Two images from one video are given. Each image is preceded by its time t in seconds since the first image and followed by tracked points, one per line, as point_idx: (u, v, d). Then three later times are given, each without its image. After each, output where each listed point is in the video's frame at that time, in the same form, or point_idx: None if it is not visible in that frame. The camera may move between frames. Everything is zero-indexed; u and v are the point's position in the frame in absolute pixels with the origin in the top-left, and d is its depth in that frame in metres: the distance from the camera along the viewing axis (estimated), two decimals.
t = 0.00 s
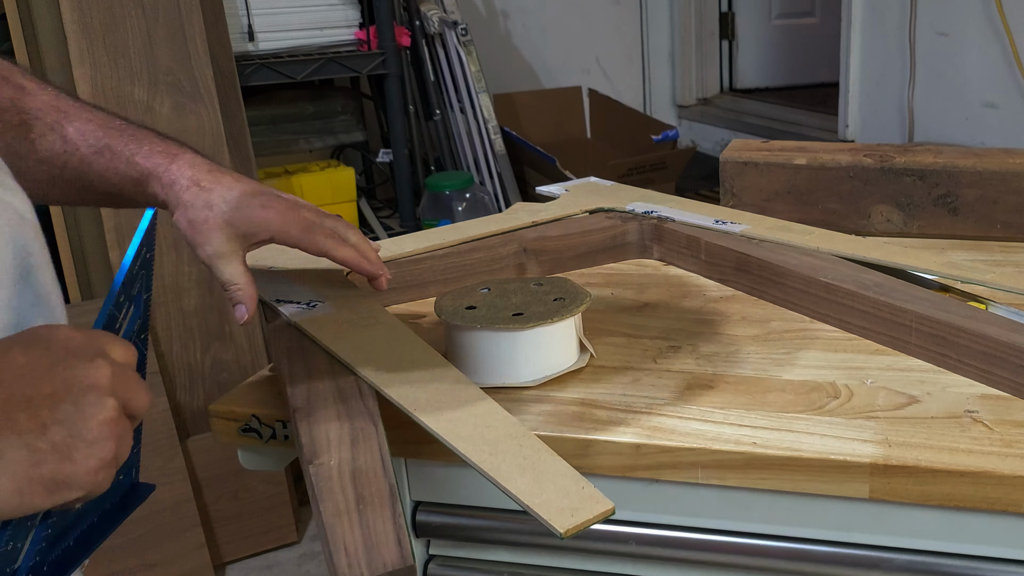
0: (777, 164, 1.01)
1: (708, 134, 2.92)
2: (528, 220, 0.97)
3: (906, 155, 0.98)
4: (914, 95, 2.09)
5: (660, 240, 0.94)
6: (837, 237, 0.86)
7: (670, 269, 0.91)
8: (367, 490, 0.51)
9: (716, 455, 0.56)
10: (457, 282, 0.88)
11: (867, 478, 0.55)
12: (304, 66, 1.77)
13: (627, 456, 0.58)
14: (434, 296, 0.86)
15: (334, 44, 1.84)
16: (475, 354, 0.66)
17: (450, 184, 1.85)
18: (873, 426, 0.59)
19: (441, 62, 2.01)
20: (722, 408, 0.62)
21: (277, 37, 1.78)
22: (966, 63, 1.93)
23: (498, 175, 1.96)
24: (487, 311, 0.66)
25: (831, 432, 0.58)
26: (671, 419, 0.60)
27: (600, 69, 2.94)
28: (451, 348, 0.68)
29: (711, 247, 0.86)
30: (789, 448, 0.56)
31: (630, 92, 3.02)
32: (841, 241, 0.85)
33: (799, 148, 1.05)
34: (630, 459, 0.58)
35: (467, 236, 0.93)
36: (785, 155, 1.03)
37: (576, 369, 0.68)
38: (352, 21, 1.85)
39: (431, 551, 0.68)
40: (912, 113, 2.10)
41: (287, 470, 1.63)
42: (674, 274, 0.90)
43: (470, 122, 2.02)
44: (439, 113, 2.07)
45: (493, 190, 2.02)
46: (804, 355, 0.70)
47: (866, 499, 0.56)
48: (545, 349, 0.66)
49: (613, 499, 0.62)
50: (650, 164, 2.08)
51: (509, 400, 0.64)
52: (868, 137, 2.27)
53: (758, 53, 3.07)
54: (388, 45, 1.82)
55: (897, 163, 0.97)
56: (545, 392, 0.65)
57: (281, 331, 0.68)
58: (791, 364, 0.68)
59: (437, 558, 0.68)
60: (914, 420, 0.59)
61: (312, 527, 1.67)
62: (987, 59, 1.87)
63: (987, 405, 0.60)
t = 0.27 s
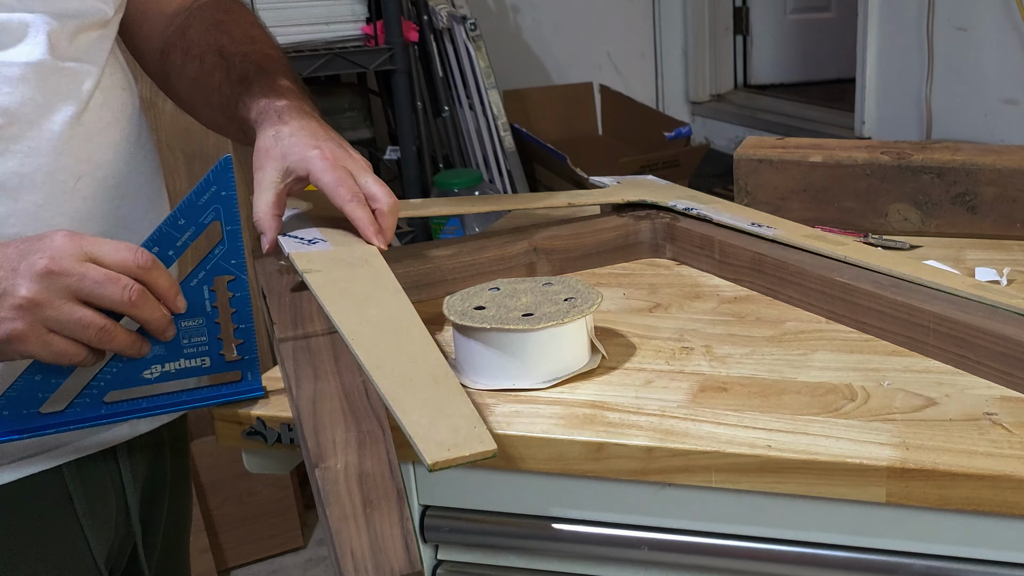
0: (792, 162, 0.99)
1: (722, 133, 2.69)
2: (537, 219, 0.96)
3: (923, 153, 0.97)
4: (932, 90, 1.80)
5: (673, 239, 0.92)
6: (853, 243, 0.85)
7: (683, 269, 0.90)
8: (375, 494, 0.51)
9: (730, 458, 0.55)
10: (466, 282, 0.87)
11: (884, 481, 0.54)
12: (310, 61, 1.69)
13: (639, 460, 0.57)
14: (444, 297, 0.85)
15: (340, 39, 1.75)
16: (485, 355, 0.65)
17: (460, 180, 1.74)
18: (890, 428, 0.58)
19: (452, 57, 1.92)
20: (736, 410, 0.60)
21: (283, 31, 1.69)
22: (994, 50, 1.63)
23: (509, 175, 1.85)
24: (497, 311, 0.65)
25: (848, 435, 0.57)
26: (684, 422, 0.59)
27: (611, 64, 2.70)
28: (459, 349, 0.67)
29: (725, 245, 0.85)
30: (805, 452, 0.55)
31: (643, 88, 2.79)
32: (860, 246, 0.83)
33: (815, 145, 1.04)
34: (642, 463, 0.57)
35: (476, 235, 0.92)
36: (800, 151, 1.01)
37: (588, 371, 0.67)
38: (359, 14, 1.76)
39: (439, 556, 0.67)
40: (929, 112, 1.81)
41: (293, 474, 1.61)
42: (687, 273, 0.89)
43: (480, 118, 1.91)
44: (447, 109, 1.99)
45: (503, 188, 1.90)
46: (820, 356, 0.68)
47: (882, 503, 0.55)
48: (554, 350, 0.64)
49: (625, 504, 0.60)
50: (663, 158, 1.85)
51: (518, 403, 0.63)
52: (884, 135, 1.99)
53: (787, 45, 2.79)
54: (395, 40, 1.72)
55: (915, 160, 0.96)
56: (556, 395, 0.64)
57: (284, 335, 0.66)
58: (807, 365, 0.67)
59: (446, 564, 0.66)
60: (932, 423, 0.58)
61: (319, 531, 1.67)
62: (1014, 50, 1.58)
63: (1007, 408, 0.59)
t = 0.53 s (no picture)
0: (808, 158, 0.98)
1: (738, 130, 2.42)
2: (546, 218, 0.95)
3: (940, 151, 0.96)
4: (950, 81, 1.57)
5: (685, 238, 0.91)
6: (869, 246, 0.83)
7: (696, 269, 0.89)
8: (382, 498, 0.50)
9: (745, 462, 0.54)
10: (476, 281, 0.86)
11: (900, 485, 0.53)
12: (316, 56, 1.57)
13: (652, 464, 0.56)
14: (452, 297, 0.84)
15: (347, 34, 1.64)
16: (495, 356, 0.64)
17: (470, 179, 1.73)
18: (907, 431, 0.56)
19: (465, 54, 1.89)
20: (750, 413, 0.59)
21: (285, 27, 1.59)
22: (1018, 43, 1.42)
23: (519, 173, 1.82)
24: (507, 311, 0.65)
25: (864, 438, 0.56)
26: (697, 424, 0.58)
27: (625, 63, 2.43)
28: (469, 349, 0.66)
29: (738, 245, 0.84)
30: (821, 454, 0.54)
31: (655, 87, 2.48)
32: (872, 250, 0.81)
33: (831, 143, 1.02)
34: (655, 467, 0.56)
35: (485, 235, 0.91)
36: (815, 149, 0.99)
37: (599, 372, 0.66)
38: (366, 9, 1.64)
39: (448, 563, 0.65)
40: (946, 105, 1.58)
41: (298, 479, 1.60)
42: (699, 273, 0.88)
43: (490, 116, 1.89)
44: (457, 106, 1.98)
45: (512, 187, 1.88)
46: (836, 358, 0.67)
47: (899, 507, 0.54)
48: (566, 352, 0.64)
49: (637, 507, 0.59)
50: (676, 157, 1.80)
51: (528, 405, 0.62)
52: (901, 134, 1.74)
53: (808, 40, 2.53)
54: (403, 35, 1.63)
55: (932, 159, 0.94)
56: (567, 397, 0.63)
57: (294, 335, 0.66)
58: (822, 367, 0.66)
59: (454, 569, 0.65)
60: (949, 425, 0.57)
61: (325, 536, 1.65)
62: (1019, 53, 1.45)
63: None
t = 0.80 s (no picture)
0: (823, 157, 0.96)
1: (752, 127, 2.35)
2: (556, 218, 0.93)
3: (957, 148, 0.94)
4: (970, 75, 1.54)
5: (699, 237, 0.90)
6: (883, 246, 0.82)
7: (709, 268, 0.87)
8: (389, 502, 0.49)
9: (759, 466, 0.53)
10: (486, 281, 0.85)
11: (918, 489, 0.51)
12: (323, 53, 1.57)
13: (664, 467, 0.55)
14: (461, 297, 0.83)
15: (354, 30, 1.61)
16: (508, 356, 0.63)
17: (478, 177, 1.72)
18: (925, 434, 0.55)
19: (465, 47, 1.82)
20: (765, 416, 0.58)
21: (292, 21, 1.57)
22: None
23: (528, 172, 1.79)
24: (521, 311, 0.64)
25: (881, 441, 0.55)
26: (711, 427, 0.57)
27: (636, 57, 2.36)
28: (482, 349, 0.66)
29: (751, 245, 0.83)
30: (835, 458, 0.53)
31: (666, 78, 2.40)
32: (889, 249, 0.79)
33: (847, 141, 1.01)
34: (667, 470, 0.55)
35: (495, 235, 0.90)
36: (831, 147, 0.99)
37: (612, 373, 0.65)
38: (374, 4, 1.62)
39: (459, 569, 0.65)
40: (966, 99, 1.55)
41: (304, 482, 1.59)
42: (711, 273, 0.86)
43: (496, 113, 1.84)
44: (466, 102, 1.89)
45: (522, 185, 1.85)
46: (852, 359, 0.66)
47: (917, 511, 0.53)
48: (583, 351, 0.63)
49: (649, 511, 0.58)
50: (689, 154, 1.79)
51: (539, 407, 0.61)
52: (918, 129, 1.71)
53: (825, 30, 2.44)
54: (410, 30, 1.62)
55: (949, 156, 0.93)
56: (578, 399, 0.62)
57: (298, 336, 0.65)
58: (838, 369, 0.65)
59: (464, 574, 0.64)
60: (967, 428, 0.56)
61: (331, 541, 1.64)
62: None
63: None
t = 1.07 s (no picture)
0: (838, 153, 0.97)
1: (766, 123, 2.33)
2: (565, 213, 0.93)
3: (975, 146, 0.93)
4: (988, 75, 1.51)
5: (711, 236, 0.89)
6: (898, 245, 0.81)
7: (722, 268, 0.86)
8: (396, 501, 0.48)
9: (774, 470, 0.52)
10: (495, 281, 0.85)
11: (935, 493, 0.50)
12: (328, 48, 1.56)
13: (677, 470, 0.54)
14: (469, 297, 0.83)
15: (360, 25, 1.61)
16: (519, 356, 0.62)
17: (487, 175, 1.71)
18: (942, 437, 0.54)
19: (477, 43, 1.82)
20: (779, 418, 0.57)
21: (299, 15, 1.56)
22: None
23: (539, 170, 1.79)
24: (532, 311, 0.63)
25: (897, 445, 0.53)
26: (724, 429, 0.56)
27: (647, 52, 2.37)
28: (491, 351, 0.65)
29: (765, 244, 0.82)
30: (852, 461, 0.52)
31: (678, 75, 2.43)
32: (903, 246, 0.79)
33: (863, 137, 1.00)
34: (680, 474, 0.54)
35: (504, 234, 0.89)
36: (846, 143, 0.99)
37: (626, 375, 0.64)
38: None
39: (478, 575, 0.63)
40: (984, 98, 1.52)
41: (310, 485, 1.58)
42: (723, 272, 0.85)
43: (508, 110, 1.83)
44: (474, 99, 1.87)
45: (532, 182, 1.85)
46: (867, 360, 0.65)
47: (934, 515, 0.52)
48: (593, 353, 0.62)
49: (665, 516, 0.58)
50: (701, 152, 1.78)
51: (549, 411, 0.60)
52: (935, 127, 1.69)
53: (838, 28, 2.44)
54: (418, 26, 1.61)
55: (967, 154, 0.92)
56: (589, 401, 0.61)
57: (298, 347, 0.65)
58: (854, 370, 0.64)
59: None
60: (987, 431, 0.54)
61: (337, 546, 1.63)
62: None
63: None
